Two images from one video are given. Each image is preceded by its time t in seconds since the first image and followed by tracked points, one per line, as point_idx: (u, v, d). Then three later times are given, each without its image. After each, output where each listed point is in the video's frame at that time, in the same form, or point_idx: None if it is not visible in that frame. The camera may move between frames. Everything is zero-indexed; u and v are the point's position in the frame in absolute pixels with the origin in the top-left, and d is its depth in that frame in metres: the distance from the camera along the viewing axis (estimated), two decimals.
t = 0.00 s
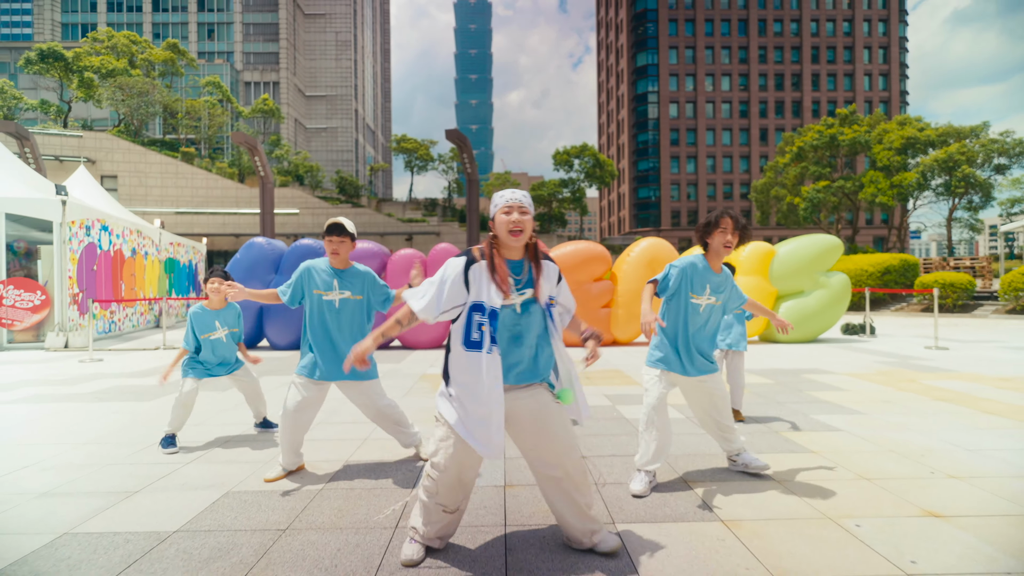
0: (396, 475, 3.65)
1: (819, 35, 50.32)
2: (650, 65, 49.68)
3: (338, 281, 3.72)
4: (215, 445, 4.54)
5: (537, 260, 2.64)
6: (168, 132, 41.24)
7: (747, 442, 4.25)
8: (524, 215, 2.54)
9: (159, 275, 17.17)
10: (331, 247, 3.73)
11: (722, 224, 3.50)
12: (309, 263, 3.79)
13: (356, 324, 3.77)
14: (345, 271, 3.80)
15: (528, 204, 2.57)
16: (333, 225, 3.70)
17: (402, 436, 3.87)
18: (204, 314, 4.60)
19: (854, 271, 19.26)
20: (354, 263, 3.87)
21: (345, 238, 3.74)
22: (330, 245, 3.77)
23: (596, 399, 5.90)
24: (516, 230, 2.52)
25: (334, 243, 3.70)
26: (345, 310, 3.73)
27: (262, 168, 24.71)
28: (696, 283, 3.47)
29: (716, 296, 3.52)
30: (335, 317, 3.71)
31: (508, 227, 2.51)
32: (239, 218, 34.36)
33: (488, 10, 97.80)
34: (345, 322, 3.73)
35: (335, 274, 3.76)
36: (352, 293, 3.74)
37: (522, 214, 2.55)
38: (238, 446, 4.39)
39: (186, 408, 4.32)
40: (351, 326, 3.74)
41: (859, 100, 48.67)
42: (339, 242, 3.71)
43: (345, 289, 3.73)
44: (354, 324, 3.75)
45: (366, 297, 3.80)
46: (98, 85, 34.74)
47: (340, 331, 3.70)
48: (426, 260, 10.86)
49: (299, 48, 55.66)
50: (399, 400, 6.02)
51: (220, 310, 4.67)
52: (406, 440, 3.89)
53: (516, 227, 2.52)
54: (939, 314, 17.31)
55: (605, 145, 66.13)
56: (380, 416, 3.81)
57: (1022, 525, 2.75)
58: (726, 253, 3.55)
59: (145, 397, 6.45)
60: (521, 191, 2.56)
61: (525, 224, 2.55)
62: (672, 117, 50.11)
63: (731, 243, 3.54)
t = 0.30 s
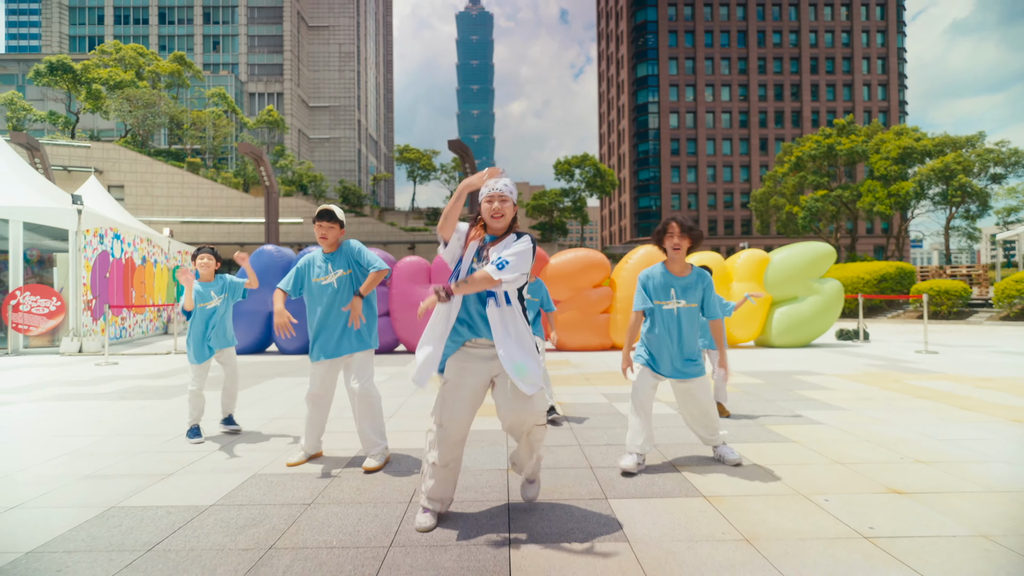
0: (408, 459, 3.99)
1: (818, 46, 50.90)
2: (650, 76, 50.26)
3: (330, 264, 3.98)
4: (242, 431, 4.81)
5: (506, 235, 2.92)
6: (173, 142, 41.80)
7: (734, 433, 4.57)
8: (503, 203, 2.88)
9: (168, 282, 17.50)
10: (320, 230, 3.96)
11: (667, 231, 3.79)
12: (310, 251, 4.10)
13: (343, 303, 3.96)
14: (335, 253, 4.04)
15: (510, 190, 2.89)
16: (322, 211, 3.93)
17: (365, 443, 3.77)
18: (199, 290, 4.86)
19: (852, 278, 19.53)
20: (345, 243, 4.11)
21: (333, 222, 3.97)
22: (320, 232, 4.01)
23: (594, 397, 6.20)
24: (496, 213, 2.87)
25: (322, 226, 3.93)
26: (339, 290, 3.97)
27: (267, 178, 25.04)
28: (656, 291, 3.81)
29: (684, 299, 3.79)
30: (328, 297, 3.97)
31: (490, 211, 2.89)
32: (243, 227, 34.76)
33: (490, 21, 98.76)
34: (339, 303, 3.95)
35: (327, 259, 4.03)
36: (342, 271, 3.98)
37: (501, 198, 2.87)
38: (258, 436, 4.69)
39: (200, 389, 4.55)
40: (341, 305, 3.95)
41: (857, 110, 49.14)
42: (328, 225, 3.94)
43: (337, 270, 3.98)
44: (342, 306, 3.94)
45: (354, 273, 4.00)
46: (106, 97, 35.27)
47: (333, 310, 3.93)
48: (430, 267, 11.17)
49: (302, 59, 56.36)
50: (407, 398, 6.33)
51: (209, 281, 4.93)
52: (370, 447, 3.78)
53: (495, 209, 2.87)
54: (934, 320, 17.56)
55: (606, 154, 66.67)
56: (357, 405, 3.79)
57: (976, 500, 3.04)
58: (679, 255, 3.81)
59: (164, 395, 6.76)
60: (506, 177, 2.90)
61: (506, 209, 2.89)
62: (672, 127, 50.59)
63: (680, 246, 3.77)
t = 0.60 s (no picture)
0: (422, 450, 4.30)
1: (819, 57, 51.40)
2: (653, 87, 50.78)
3: (354, 290, 4.15)
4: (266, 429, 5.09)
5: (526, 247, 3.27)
6: (182, 154, 42.48)
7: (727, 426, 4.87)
8: (527, 222, 3.24)
9: (179, 291, 17.86)
10: (341, 259, 4.09)
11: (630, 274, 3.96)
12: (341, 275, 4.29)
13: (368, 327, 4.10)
14: (360, 279, 4.17)
15: (533, 210, 3.25)
16: (340, 241, 4.05)
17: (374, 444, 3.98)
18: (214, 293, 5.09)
19: (852, 286, 19.76)
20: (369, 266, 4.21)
21: (353, 249, 4.07)
22: (342, 259, 4.14)
23: (594, 398, 6.50)
24: (520, 231, 3.25)
25: (344, 256, 4.06)
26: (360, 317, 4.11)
27: (275, 189, 25.43)
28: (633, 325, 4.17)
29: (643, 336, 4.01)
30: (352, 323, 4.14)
31: (517, 228, 3.26)
32: (251, 237, 35.25)
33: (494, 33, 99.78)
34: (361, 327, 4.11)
35: (356, 286, 4.18)
36: (361, 298, 4.13)
37: (524, 213, 3.24)
38: (279, 432, 4.97)
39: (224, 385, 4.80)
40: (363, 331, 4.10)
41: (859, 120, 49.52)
42: (348, 255, 4.06)
43: (357, 297, 4.15)
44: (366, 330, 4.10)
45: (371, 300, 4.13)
46: (117, 109, 36.04)
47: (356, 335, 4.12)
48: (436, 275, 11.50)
49: (308, 71, 57.10)
50: (415, 399, 6.64)
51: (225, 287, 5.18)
52: (380, 447, 3.99)
53: (519, 225, 3.25)
54: (933, 329, 17.76)
55: (609, 165, 67.11)
56: (373, 413, 3.98)
57: (942, 484, 3.31)
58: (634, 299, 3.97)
59: (185, 396, 7.08)
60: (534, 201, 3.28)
61: (528, 225, 3.25)
62: (675, 137, 51.06)
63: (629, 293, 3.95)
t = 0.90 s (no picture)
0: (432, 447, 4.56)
1: (819, 69, 51.97)
2: (654, 99, 51.36)
3: (373, 330, 4.27)
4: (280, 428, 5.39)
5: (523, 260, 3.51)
6: (188, 166, 43.09)
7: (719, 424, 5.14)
8: (526, 239, 3.50)
9: (188, 301, 18.20)
10: (359, 307, 4.13)
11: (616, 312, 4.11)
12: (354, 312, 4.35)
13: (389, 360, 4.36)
14: (377, 319, 4.28)
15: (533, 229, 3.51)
16: (357, 292, 4.04)
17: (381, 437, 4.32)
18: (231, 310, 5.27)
19: (851, 295, 19.99)
20: (386, 305, 4.31)
21: (370, 298, 4.11)
22: (359, 306, 4.16)
23: (594, 401, 6.76)
24: (520, 248, 3.50)
25: (363, 305, 4.10)
26: (381, 354, 4.32)
27: (280, 201, 25.79)
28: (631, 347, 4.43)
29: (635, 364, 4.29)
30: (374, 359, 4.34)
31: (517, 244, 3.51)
32: (256, 248, 35.72)
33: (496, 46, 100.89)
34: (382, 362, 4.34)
35: (372, 325, 4.29)
36: (383, 336, 4.29)
37: (524, 234, 3.49)
38: (295, 430, 5.26)
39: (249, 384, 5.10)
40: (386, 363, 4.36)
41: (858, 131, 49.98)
42: (367, 304, 4.11)
43: (378, 336, 4.29)
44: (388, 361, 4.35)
45: (394, 337, 4.31)
46: (125, 123, 36.74)
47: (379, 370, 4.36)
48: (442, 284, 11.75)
49: (313, 85, 57.85)
50: (422, 402, 6.92)
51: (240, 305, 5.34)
52: (393, 439, 4.29)
53: (520, 243, 3.50)
54: (931, 337, 17.99)
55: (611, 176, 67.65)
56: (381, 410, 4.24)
57: (913, 472, 3.58)
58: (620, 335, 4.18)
59: (201, 400, 7.36)
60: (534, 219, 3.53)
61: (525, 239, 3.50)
62: (677, 148, 51.50)
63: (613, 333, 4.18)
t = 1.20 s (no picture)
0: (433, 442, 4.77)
1: (818, 80, 52.51)
2: (654, 109, 51.86)
3: (381, 298, 4.56)
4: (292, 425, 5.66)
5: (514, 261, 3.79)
6: (192, 175, 43.52)
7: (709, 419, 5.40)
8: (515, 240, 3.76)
9: (193, 308, 18.45)
10: (373, 267, 4.53)
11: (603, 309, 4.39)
12: (365, 282, 4.68)
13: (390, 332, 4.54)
14: (388, 288, 4.58)
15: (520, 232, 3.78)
16: (373, 251, 4.53)
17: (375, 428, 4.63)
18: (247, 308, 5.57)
19: (847, 303, 20.24)
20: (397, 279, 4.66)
21: (384, 261, 4.55)
22: (372, 268, 4.58)
23: (590, 401, 7.02)
24: (510, 248, 3.77)
25: (376, 264, 4.51)
26: (384, 321, 4.54)
27: (284, 210, 26.09)
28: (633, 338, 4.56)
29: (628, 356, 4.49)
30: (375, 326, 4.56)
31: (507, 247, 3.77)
32: (259, 257, 36.10)
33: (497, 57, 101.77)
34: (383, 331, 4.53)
35: (381, 294, 4.59)
36: (389, 308, 4.55)
37: (513, 238, 3.77)
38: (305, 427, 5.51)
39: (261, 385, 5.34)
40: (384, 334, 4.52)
41: (857, 141, 50.46)
42: (380, 264, 4.53)
43: (384, 305, 4.57)
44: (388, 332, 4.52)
45: (399, 312, 4.55)
46: (131, 133, 37.31)
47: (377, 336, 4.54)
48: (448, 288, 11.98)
49: (316, 95, 58.45)
50: (424, 403, 7.18)
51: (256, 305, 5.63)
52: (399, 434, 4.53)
53: (510, 244, 3.77)
54: (926, 344, 18.23)
55: (611, 185, 68.14)
56: (393, 405, 4.52)
57: (888, 462, 3.81)
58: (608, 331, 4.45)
59: (211, 402, 7.63)
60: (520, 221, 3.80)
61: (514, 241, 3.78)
62: (677, 158, 51.93)
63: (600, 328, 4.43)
